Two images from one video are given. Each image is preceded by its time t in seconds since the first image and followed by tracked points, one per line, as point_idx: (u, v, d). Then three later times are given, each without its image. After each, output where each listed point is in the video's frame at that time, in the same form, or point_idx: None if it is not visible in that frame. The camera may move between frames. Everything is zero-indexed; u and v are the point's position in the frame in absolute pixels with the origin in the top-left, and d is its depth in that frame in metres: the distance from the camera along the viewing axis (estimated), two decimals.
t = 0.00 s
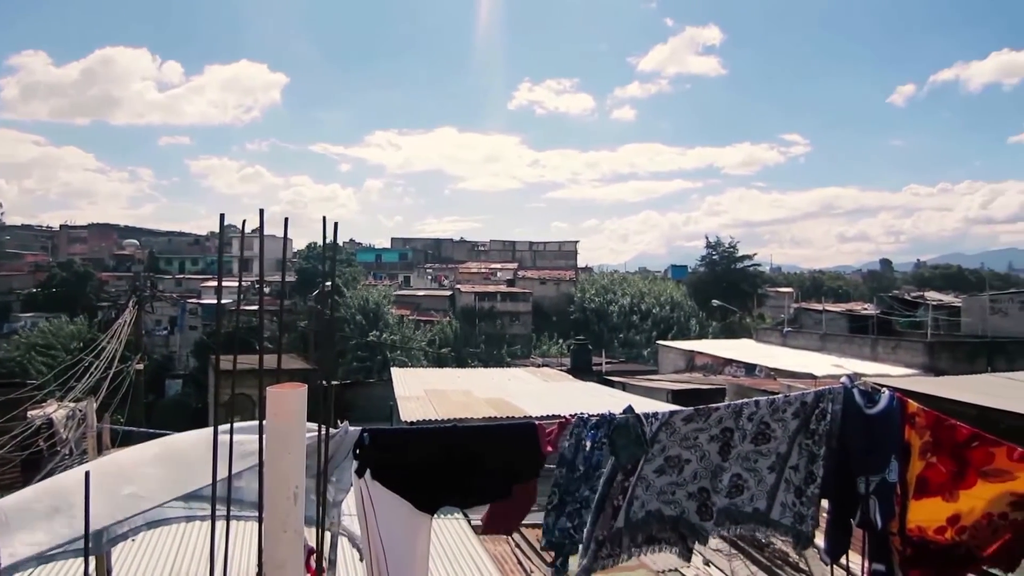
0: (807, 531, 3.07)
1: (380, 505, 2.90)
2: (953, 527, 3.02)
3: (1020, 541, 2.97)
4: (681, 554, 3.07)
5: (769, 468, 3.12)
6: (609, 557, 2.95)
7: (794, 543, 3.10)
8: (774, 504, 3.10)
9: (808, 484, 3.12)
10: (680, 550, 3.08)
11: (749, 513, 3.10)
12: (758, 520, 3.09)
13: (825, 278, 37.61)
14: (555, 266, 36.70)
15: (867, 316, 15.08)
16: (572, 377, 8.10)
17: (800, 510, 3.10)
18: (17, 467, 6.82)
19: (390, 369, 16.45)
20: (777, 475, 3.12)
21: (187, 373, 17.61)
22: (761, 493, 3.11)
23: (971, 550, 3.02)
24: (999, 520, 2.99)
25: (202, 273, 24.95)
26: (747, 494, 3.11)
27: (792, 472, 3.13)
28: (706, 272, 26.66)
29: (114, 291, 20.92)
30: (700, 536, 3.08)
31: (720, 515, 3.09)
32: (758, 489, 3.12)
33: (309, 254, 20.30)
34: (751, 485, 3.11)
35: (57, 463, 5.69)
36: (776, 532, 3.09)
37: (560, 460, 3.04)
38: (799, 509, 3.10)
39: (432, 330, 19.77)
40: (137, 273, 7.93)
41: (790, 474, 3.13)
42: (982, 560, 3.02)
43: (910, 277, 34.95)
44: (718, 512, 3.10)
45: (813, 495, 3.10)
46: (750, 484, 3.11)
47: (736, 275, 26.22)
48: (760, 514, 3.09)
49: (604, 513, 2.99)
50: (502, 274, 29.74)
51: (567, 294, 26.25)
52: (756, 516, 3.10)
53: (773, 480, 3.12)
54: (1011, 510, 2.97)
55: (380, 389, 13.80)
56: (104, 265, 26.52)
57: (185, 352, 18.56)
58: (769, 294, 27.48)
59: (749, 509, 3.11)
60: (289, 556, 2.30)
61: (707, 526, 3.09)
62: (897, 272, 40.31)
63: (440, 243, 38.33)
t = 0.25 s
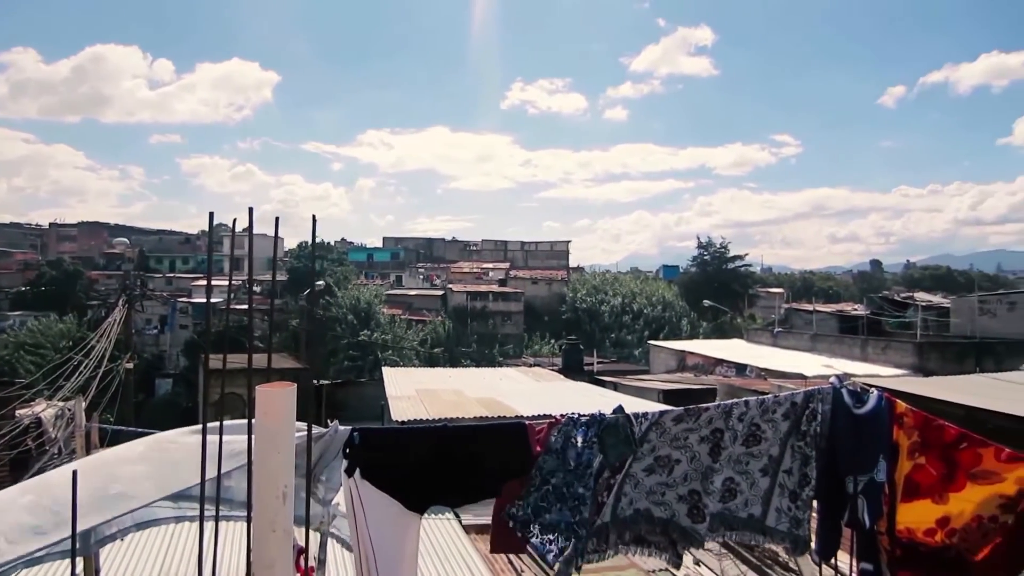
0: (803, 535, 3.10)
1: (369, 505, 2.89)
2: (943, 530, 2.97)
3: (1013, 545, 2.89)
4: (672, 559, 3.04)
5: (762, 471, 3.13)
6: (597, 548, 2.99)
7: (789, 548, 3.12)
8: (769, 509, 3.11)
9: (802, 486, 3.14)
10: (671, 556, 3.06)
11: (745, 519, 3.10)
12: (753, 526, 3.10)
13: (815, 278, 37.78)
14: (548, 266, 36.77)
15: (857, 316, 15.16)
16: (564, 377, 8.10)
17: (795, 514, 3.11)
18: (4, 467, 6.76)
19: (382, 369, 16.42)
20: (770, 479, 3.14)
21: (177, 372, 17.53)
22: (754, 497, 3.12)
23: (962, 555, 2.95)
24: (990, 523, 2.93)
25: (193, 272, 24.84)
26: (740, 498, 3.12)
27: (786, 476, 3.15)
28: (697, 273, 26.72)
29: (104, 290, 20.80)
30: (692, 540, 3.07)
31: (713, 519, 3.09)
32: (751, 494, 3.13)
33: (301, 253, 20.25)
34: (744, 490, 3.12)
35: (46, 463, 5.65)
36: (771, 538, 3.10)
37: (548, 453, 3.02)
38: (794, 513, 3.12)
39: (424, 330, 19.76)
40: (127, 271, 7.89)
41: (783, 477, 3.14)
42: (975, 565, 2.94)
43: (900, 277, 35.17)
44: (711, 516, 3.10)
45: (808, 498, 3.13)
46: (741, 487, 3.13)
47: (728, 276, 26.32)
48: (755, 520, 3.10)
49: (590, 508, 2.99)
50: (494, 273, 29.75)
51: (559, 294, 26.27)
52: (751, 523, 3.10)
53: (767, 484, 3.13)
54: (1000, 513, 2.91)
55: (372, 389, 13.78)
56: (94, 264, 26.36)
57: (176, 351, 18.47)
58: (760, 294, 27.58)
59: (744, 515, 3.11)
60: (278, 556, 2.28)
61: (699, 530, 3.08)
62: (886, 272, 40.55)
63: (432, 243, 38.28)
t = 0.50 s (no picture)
0: (800, 535, 3.13)
1: (361, 505, 2.89)
2: (933, 523, 2.95)
3: (1000, 538, 2.84)
4: (668, 562, 3.03)
5: (756, 471, 3.15)
6: (593, 544, 2.98)
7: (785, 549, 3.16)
8: (765, 511, 3.15)
9: (796, 486, 3.18)
10: (665, 557, 3.06)
11: (741, 522, 3.13)
12: (750, 527, 3.13)
13: (807, 276, 37.92)
14: (540, 265, 36.78)
15: (849, 314, 15.22)
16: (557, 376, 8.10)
17: (790, 514, 3.16)
18: None
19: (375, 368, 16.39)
20: (765, 480, 3.16)
21: (169, 373, 17.48)
22: (750, 499, 3.14)
23: (954, 550, 2.91)
24: (980, 517, 2.87)
25: (184, 272, 24.75)
26: (736, 501, 3.14)
27: (780, 476, 3.18)
28: (689, 271, 26.78)
29: (95, 291, 20.67)
30: (687, 540, 3.08)
31: (708, 519, 3.11)
32: (747, 495, 3.14)
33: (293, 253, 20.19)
34: (739, 491, 3.14)
35: (36, 464, 5.61)
36: (769, 539, 3.13)
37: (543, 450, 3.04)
38: (789, 513, 3.16)
39: (417, 329, 19.74)
40: (118, 272, 7.86)
41: (778, 478, 3.18)
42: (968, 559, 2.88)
43: (891, 275, 35.34)
44: (707, 516, 3.11)
45: (802, 497, 3.17)
46: (737, 488, 3.14)
47: (720, 274, 26.38)
48: (752, 522, 3.13)
49: (586, 505, 3.00)
50: (487, 272, 29.75)
51: (552, 293, 26.28)
52: (748, 524, 3.13)
53: (762, 484, 3.15)
54: (988, 505, 2.85)
55: (364, 389, 13.76)
56: (85, 265, 26.21)
57: (167, 352, 18.39)
58: (752, 293, 27.66)
59: (740, 517, 3.13)
60: (270, 556, 2.28)
61: (694, 529, 3.09)
62: (877, 270, 40.73)
63: (425, 242, 38.21)
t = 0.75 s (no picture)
0: (790, 535, 3.13)
1: (350, 506, 2.91)
2: (917, 517, 3.01)
3: (984, 532, 2.91)
4: (658, 558, 3.06)
5: (746, 471, 3.16)
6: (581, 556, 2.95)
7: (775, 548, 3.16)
8: (755, 510, 3.15)
9: (786, 486, 3.17)
10: (654, 553, 3.08)
11: (731, 521, 3.13)
12: (739, 527, 3.13)
13: (799, 277, 38.06)
14: (534, 265, 36.81)
15: (840, 315, 15.29)
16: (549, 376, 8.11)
17: (780, 514, 3.15)
18: None
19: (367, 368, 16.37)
20: (755, 480, 3.16)
21: (161, 372, 17.43)
22: (740, 499, 3.15)
23: (929, 534, 3.00)
24: (960, 508, 2.95)
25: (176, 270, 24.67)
26: (726, 500, 3.15)
27: (771, 476, 3.18)
28: (682, 272, 26.84)
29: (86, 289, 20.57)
30: (676, 537, 3.09)
31: (698, 517, 3.12)
32: (737, 495, 3.15)
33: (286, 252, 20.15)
34: (729, 491, 3.15)
35: (26, 463, 5.58)
36: (758, 539, 3.13)
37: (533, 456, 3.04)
38: (780, 513, 3.15)
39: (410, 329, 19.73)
40: (110, 271, 7.83)
41: (768, 478, 3.18)
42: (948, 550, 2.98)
43: (882, 277, 35.53)
44: (697, 515, 3.13)
45: (792, 497, 3.16)
46: (727, 488, 3.15)
47: (713, 275, 26.47)
48: (741, 522, 3.13)
49: (582, 515, 2.99)
50: (480, 272, 29.76)
51: (545, 293, 26.30)
52: (738, 524, 3.14)
53: (752, 484, 3.16)
54: (971, 500, 2.93)
55: (357, 388, 13.74)
56: (76, 263, 26.09)
57: (159, 351, 18.33)
58: (745, 293, 27.76)
59: (730, 516, 3.14)
60: (259, 556, 2.27)
61: (683, 526, 3.10)
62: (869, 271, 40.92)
63: (418, 242, 38.14)
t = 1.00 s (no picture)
0: (774, 531, 3.14)
1: (341, 504, 2.88)
2: (904, 512, 3.06)
3: (964, 523, 2.99)
4: (646, 548, 3.12)
5: (733, 468, 3.16)
6: (565, 555, 2.96)
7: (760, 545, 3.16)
8: (741, 507, 3.15)
9: (772, 483, 3.16)
10: (644, 546, 3.13)
11: (716, 516, 3.15)
12: (724, 522, 3.15)
13: (790, 277, 38.25)
14: (526, 264, 36.86)
15: (831, 314, 15.38)
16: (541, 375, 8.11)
17: (765, 511, 3.15)
18: None
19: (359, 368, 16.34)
20: (741, 477, 3.16)
21: (151, 372, 17.34)
22: (726, 495, 3.15)
23: (914, 526, 3.05)
24: (945, 504, 3.01)
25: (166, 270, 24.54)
26: (712, 496, 3.16)
27: (756, 473, 3.17)
28: (673, 271, 26.91)
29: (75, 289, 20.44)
30: (667, 531, 3.13)
31: (689, 512, 3.14)
32: (723, 492, 3.16)
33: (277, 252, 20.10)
34: (716, 488, 3.15)
35: (15, 465, 5.52)
36: (743, 535, 3.14)
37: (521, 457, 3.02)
38: (765, 510, 3.15)
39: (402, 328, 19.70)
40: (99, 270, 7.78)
41: (754, 475, 3.17)
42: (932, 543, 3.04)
43: (872, 276, 35.75)
44: (685, 511, 3.14)
45: (778, 495, 3.14)
46: (714, 485, 3.16)
47: (704, 274, 26.55)
48: (726, 517, 3.14)
49: (568, 510, 3.01)
50: (473, 272, 29.73)
51: (537, 293, 26.31)
52: (723, 519, 3.15)
53: (738, 481, 3.16)
54: (955, 495, 2.99)
55: (349, 388, 13.71)
56: (66, 263, 25.92)
57: (149, 351, 18.23)
58: (735, 293, 27.88)
59: (715, 512, 3.15)
60: (247, 556, 2.27)
61: (673, 520, 3.13)
62: (860, 270, 41.12)
63: (410, 241, 38.05)
